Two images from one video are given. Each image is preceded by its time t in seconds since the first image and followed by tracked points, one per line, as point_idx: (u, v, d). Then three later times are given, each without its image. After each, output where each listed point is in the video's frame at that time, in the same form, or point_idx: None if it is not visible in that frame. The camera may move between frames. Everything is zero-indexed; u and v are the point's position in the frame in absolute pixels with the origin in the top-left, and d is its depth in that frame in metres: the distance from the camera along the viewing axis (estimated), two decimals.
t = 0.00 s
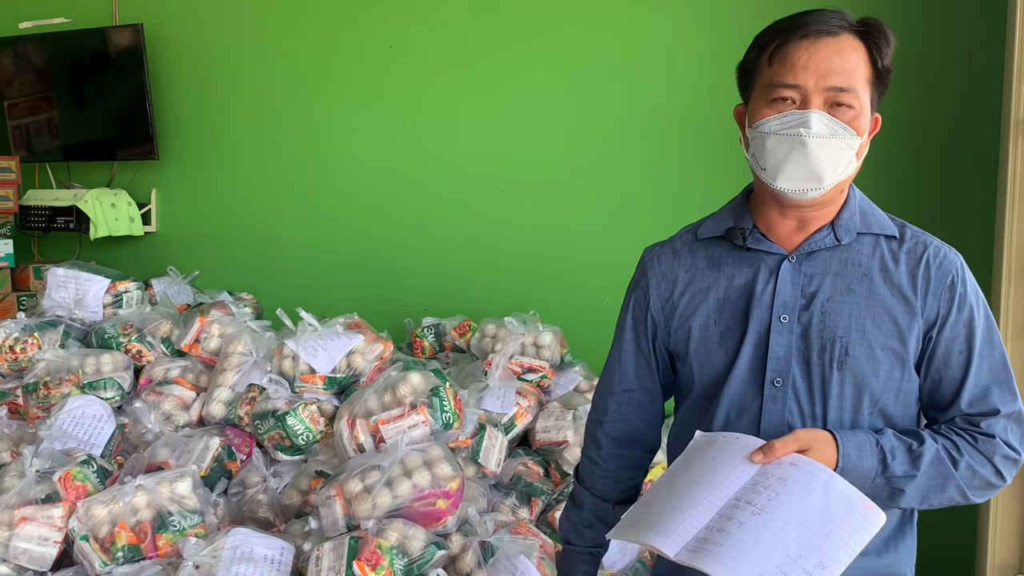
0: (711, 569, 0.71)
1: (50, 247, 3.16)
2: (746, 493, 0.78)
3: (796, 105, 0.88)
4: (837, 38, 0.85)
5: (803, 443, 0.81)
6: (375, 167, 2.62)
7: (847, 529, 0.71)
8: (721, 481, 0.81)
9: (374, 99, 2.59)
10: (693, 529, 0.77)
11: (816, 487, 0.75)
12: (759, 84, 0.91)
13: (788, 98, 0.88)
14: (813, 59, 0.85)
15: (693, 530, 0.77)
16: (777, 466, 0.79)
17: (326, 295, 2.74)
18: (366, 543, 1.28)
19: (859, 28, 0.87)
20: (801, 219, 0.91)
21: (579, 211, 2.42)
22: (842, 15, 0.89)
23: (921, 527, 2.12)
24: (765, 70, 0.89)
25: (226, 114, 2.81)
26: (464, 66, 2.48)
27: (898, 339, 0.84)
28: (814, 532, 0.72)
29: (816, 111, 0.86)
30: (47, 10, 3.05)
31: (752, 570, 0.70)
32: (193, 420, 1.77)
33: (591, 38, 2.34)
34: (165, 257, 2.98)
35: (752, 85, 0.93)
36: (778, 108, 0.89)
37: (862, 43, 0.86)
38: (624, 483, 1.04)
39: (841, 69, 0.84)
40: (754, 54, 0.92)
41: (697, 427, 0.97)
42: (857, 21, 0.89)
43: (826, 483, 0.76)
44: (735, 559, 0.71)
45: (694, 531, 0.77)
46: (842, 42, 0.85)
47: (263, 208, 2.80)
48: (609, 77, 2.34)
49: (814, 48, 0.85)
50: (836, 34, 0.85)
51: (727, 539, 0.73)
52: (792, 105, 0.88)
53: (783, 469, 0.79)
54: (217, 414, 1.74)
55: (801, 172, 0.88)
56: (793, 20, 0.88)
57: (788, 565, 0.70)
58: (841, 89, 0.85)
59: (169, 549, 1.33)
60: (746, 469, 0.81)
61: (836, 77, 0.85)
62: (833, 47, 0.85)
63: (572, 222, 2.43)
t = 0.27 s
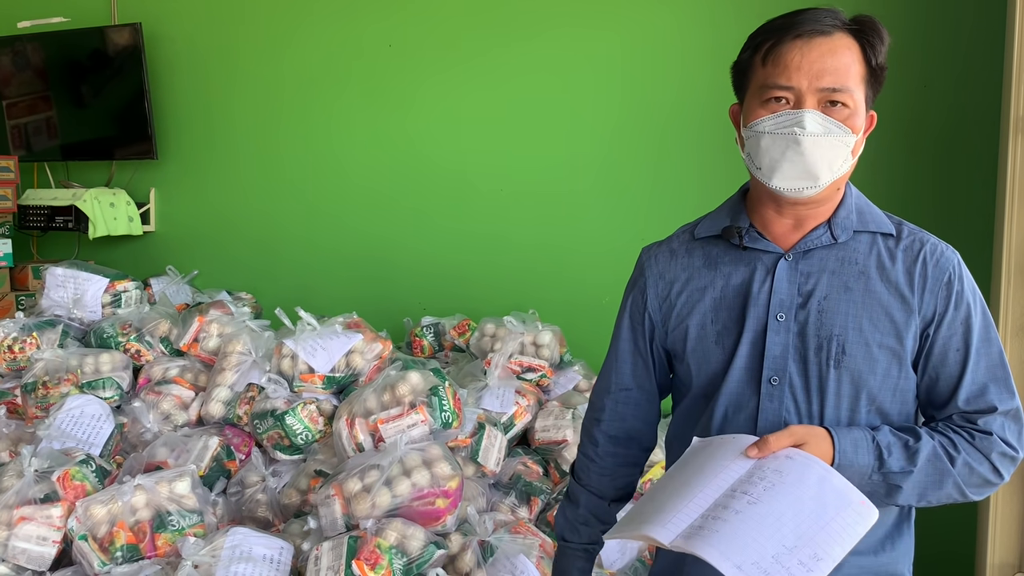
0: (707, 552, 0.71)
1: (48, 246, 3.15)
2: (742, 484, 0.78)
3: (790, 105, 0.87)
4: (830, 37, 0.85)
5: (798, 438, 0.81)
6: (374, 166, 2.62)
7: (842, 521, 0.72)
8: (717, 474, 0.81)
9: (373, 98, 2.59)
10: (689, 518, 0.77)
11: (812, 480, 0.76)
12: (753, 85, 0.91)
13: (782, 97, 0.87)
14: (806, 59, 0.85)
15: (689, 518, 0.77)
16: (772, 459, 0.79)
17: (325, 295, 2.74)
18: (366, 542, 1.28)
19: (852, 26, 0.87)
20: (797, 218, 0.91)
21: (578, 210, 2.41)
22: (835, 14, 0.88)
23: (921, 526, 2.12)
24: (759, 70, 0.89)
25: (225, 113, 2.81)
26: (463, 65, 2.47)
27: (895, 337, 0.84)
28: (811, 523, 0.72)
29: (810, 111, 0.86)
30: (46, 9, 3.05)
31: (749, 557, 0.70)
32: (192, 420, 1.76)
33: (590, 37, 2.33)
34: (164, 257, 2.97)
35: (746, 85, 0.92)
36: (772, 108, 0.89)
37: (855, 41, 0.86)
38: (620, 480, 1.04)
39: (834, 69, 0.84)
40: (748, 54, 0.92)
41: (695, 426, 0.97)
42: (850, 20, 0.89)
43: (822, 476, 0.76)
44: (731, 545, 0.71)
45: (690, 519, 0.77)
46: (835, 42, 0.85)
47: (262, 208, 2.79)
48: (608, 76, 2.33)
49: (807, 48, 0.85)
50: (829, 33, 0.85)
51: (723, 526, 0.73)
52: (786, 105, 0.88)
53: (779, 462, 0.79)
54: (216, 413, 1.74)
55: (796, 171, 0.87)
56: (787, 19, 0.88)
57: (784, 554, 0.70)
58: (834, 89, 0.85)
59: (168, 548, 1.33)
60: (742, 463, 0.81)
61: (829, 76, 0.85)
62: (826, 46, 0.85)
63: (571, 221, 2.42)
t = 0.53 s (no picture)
0: (700, 548, 0.71)
1: (47, 246, 3.15)
2: (738, 483, 0.78)
3: (786, 105, 0.87)
4: (825, 37, 0.85)
5: (795, 436, 0.80)
6: (372, 166, 2.62)
7: (838, 514, 0.72)
8: (714, 473, 0.81)
9: (371, 98, 2.59)
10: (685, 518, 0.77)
11: (807, 476, 0.76)
12: (749, 85, 0.91)
13: (777, 97, 0.87)
14: (801, 59, 0.85)
15: (685, 518, 0.77)
16: (769, 458, 0.79)
17: (324, 295, 2.74)
18: (364, 542, 1.28)
19: (848, 25, 0.86)
20: (795, 218, 0.91)
21: (577, 210, 2.41)
22: (831, 12, 0.88)
23: (921, 526, 2.11)
24: (755, 70, 0.89)
25: (223, 113, 2.81)
26: (461, 65, 2.47)
27: (893, 337, 0.84)
28: (805, 517, 0.72)
29: (806, 111, 0.86)
30: (44, 9, 3.05)
31: (742, 550, 0.70)
32: (191, 420, 1.76)
33: (588, 36, 2.33)
34: (163, 257, 2.97)
35: (743, 84, 0.93)
36: (768, 109, 0.89)
37: (851, 40, 0.86)
38: (608, 476, 1.03)
39: (829, 69, 0.84)
40: (744, 53, 0.91)
41: (694, 425, 0.97)
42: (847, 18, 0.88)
43: (818, 471, 0.76)
44: (724, 539, 0.71)
45: (687, 519, 0.77)
46: (830, 41, 0.84)
47: (260, 208, 2.79)
48: (606, 75, 2.33)
49: (802, 48, 0.85)
50: (824, 32, 0.85)
51: (717, 522, 0.73)
52: (782, 105, 0.88)
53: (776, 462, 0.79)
54: (215, 413, 1.74)
55: (791, 171, 0.88)
56: (782, 18, 0.88)
57: (778, 547, 0.70)
58: (829, 89, 0.85)
59: (166, 548, 1.33)
60: (738, 463, 0.81)
61: (824, 76, 0.84)
62: (822, 46, 0.84)
63: (570, 221, 2.42)
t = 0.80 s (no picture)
0: (694, 539, 0.71)
1: (45, 247, 3.15)
2: (735, 480, 0.78)
3: (787, 105, 0.88)
4: (827, 37, 0.85)
5: (793, 436, 0.81)
6: (371, 167, 2.62)
7: (835, 510, 0.71)
8: (712, 471, 0.81)
9: (369, 98, 2.59)
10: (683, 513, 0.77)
11: (804, 475, 0.76)
12: (751, 85, 0.91)
13: (779, 98, 0.87)
14: (803, 59, 0.85)
15: (682, 514, 0.77)
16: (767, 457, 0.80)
17: (323, 295, 2.74)
18: (364, 543, 1.27)
19: (849, 25, 0.87)
20: (796, 218, 0.91)
21: (576, 210, 2.41)
22: (832, 13, 0.88)
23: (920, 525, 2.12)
24: (756, 70, 0.89)
25: (222, 113, 2.81)
26: (460, 66, 2.47)
27: (892, 337, 0.84)
28: (803, 513, 0.72)
29: (807, 111, 0.86)
30: (42, 10, 3.05)
31: (738, 544, 0.70)
32: (190, 421, 1.77)
33: (587, 37, 2.33)
34: (161, 257, 2.97)
35: (744, 85, 0.93)
36: (769, 109, 0.89)
37: (852, 41, 0.86)
38: (602, 475, 1.03)
39: (831, 69, 0.84)
40: (745, 54, 0.92)
41: (693, 425, 0.97)
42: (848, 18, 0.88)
43: (816, 470, 0.76)
44: (720, 532, 0.71)
45: (683, 513, 0.77)
46: (832, 42, 0.85)
47: (259, 208, 2.79)
48: (605, 75, 2.33)
49: (804, 48, 0.85)
50: (826, 33, 0.85)
51: (713, 518, 0.73)
52: (783, 105, 0.88)
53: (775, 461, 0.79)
54: (214, 414, 1.74)
55: (793, 172, 0.88)
56: (784, 19, 0.88)
57: (774, 542, 0.70)
58: (831, 89, 0.85)
59: (165, 550, 1.33)
60: (737, 462, 0.81)
61: (826, 76, 0.84)
62: (823, 47, 0.85)
63: (569, 221, 2.42)
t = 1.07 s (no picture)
0: (694, 542, 0.71)
1: (44, 248, 3.15)
2: (735, 481, 0.78)
3: (787, 108, 0.88)
4: (827, 40, 0.85)
5: (793, 435, 0.81)
6: (370, 168, 2.62)
7: (834, 514, 0.72)
8: (712, 472, 0.81)
9: (368, 100, 2.59)
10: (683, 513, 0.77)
11: (804, 476, 0.76)
12: (751, 88, 0.91)
13: (779, 102, 0.88)
14: (803, 63, 0.85)
15: (682, 515, 0.77)
16: (766, 456, 0.80)
17: (322, 296, 2.74)
18: (363, 544, 1.27)
19: (849, 27, 0.87)
20: (796, 219, 0.92)
21: (575, 210, 2.42)
22: (832, 14, 0.88)
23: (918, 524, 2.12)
24: (756, 73, 0.89)
25: (221, 115, 2.81)
26: (458, 67, 2.48)
27: (892, 337, 0.85)
28: (801, 516, 0.72)
29: (807, 115, 0.86)
30: (41, 12, 3.04)
31: (737, 548, 0.70)
32: (189, 422, 1.77)
33: (585, 38, 2.34)
34: (159, 259, 2.97)
35: (745, 87, 0.93)
36: (769, 113, 0.89)
37: (852, 43, 0.86)
38: (584, 466, 1.04)
39: (831, 72, 0.84)
40: (745, 56, 0.92)
41: (694, 424, 0.98)
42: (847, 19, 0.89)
43: (815, 471, 0.76)
44: (720, 535, 0.71)
45: (683, 515, 0.77)
46: (832, 44, 0.85)
47: (258, 210, 2.79)
48: (604, 76, 2.34)
49: (804, 51, 0.85)
50: (826, 36, 0.85)
51: (713, 520, 0.74)
52: (784, 108, 0.88)
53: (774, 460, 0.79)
54: (212, 415, 1.74)
55: (793, 175, 0.88)
56: (783, 21, 0.88)
57: (773, 546, 0.71)
58: (831, 93, 0.85)
59: (165, 551, 1.33)
60: (736, 462, 0.81)
61: (826, 80, 0.85)
62: (823, 49, 0.85)
63: (568, 222, 2.43)
